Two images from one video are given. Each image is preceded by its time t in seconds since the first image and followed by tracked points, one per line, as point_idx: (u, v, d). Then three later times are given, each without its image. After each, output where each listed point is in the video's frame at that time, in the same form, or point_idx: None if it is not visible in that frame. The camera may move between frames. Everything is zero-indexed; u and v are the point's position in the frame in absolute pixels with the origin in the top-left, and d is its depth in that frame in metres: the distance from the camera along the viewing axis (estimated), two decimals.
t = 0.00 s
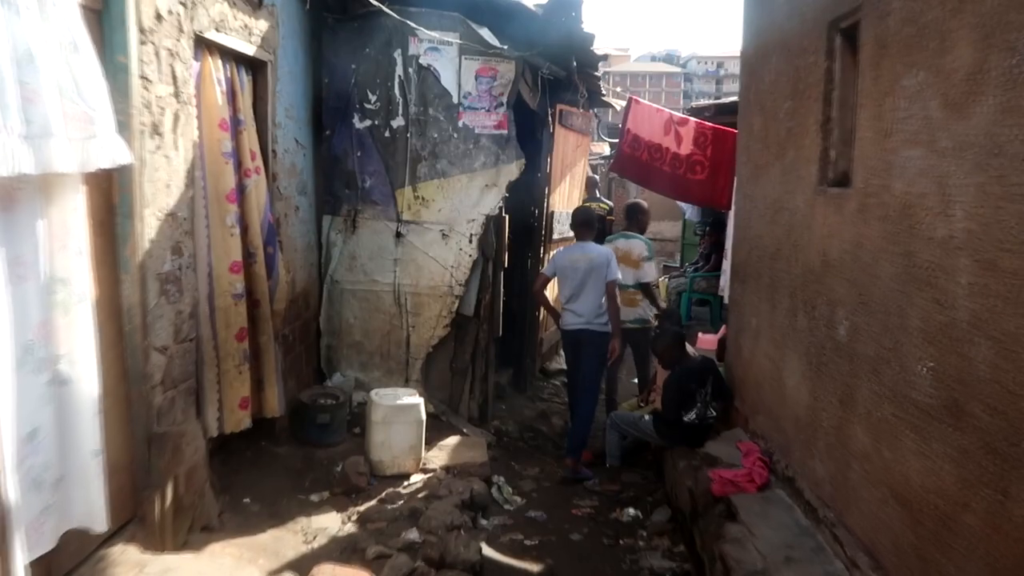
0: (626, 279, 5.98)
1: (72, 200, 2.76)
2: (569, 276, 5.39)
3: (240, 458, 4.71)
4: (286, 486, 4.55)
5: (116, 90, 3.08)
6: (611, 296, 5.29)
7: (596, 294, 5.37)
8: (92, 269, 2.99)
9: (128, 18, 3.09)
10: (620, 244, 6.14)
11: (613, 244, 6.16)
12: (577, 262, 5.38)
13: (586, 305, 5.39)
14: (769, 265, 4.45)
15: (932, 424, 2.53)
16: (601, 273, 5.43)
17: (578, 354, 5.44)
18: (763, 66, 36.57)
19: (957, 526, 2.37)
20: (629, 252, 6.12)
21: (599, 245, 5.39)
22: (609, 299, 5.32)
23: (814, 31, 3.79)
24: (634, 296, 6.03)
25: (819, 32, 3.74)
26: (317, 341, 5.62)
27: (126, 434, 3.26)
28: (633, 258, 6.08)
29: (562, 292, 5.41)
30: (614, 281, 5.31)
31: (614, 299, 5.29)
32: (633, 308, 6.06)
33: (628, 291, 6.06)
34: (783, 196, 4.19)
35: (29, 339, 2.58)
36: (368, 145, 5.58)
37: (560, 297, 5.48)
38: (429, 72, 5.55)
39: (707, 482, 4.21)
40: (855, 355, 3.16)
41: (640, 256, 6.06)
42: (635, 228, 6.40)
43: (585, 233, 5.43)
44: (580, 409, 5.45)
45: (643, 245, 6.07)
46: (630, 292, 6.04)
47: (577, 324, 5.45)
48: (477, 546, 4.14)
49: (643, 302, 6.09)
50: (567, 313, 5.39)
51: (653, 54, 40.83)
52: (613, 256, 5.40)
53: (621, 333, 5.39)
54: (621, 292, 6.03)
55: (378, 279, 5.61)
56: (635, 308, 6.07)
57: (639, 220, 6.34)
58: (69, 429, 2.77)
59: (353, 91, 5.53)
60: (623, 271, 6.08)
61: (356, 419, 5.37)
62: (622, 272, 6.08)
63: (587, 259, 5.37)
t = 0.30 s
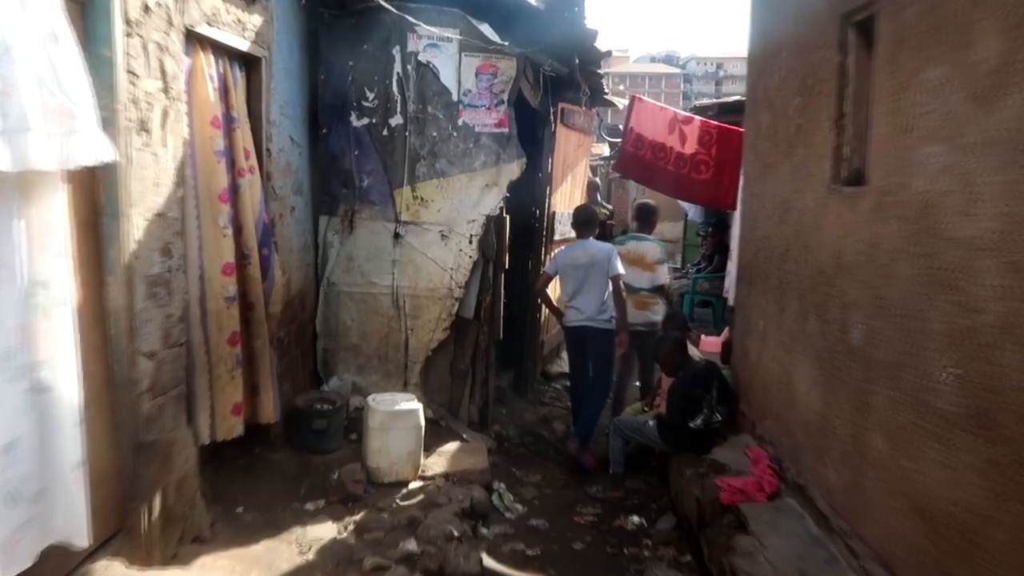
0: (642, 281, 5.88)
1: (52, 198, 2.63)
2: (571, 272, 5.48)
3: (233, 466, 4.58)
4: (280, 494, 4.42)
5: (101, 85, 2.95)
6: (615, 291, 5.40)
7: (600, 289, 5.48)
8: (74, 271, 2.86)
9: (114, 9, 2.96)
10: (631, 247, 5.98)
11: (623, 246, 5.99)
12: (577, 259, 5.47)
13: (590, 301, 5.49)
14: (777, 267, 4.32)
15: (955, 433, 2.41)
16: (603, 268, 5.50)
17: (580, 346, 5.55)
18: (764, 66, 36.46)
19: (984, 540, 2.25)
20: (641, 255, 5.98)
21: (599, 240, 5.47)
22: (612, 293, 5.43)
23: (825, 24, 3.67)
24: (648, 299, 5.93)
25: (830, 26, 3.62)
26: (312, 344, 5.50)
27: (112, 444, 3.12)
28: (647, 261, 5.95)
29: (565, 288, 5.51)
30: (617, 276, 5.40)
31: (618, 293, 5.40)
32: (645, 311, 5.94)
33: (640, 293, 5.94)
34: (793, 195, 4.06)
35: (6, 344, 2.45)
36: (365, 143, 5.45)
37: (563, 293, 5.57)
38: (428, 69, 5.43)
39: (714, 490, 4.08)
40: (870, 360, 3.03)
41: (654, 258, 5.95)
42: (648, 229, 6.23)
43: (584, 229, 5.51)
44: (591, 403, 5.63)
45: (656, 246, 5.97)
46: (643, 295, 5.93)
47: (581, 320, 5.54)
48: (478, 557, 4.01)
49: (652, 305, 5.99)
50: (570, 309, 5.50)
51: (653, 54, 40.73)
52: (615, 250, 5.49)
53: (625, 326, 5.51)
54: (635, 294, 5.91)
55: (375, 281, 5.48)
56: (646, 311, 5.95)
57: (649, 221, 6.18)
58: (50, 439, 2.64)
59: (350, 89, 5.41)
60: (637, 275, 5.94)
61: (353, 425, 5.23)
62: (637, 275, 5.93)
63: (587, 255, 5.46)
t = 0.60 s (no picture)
0: (655, 283, 5.75)
1: (32, 197, 2.49)
2: (573, 271, 5.45)
3: (227, 473, 4.44)
4: (275, 503, 4.28)
5: (85, 77, 2.82)
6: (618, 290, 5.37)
7: (603, 288, 5.44)
8: (57, 273, 2.73)
9: None
10: (645, 247, 5.83)
11: (637, 246, 5.86)
12: (580, 258, 5.45)
13: (594, 300, 5.46)
14: (787, 268, 4.20)
15: (987, 444, 2.28)
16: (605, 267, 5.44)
17: (586, 344, 5.54)
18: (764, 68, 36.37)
19: (1019, 558, 2.12)
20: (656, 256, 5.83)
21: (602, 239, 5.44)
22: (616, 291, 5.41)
23: (839, 17, 3.55)
24: (663, 300, 5.78)
25: (844, 18, 3.50)
26: (309, 347, 5.36)
27: (99, 453, 2.99)
28: (662, 262, 5.78)
29: (568, 288, 5.48)
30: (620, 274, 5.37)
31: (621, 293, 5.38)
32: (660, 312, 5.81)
33: (655, 294, 5.81)
34: (805, 194, 3.94)
35: None
36: (363, 142, 5.32)
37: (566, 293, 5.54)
38: (428, 66, 5.30)
39: (724, 498, 3.95)
40: (894, 366, 2.91)
41: (669, 260, 5.77)
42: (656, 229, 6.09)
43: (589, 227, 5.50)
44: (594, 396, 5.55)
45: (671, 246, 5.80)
46: (657, 296, 5.79)
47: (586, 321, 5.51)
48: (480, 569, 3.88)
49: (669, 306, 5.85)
50: (574, 309, 5.47)
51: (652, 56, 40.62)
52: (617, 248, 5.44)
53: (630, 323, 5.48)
54: (650, 296, 5.78)
55: (374, 283, 5.35)
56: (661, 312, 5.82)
57: (660, 220, 6.02)
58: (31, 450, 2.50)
59: (347, 86, 5.28)
60: (650, 276, 5.80)
61: (351, 430, 5.10)
62: (651, 276, 5.80)
63: (590, 254, 5.43)
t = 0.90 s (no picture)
0: (664, 281, 5.79)
1: (12, 196, 2.35)
2: (578, 272, 5.38)
3: (221, 480, 4.32)
4: (270, 511, 4.16)
5: (70, 71, 2.70)
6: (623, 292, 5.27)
7: (607, 289, 5.36)
8: (40, 276, 2.59)
9: None
10: (653, 246, 5.88)
11: (646, 246, 5.91)
12: (584, 259, 5.36)
13: (597, 301, 5.35)
14: (797, 270, 4.09)
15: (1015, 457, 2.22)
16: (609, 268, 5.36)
17: (588, 346, 5.40)
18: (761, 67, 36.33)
19: None
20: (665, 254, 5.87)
21: (606, 239, 5.38)
22: (620, 293, 5.31)
23: (851, 11, 3.45)
24: (671, 299, 5.81)
25: (856, 12, 3.40)
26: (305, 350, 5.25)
27: (86, 463, 2.87)
28: (671, 261, 5.82)
29: (572, 289, 5.41)
30: (625, 274, 5.29)
31: (625, 294, 5.27)
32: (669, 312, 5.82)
33: (664, 294, 5.83)
34: (815, 193, 3.84)
35: None
36: (359, 141, 5.21)
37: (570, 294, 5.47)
38: (426, 62, 5.19)
39: (733, 507, 3.83)
40: (911, 373, 2.84)
41: (678, 257, 5.80)
42: (662, 228, 5.99)
43: (594, 226, 5.43)
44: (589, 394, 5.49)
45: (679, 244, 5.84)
46: (667, 295, 5.81)
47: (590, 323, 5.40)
48: None
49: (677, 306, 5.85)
50: (578, 311, 5.39)
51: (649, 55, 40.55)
52: (621, 249, 5.37)
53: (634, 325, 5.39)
54: (658, 294, 5.81)
55: (371, 285, 5.24)
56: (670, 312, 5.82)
57: (667, 219, 5.93)
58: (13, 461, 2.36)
59: (343, 84, 5.16)
60: (660, 274, 5.84)
61: (348, 436, 4.98)
62: (661, 275, 5.83)
63: (594, 254, 5.36)
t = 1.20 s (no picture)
0: (671, 281, 5.72)
1: None
2: (582, 272, 5.30)
3: (214, 488, 4.22)
4: (264, 518, 4.07)
5: (55, 67, 2.60)
6: (625, 294, 5.14)
7: (610, 291, 5.26)
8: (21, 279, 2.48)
9: None
10: (660, 245, 5.78)
11: (652, 245, 5.81)
12: (589, 259, 5.29)
13: (599, 302, 5.26)
14: (804, 271, 4.01)
15: None
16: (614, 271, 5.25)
17: (591, 348, 5.32)
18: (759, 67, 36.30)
19: None
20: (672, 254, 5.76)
21: (614, 242, 5.28)
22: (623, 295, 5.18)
23: (862, 6, 3.37)
24: (676, 299, 5.77)
25: (867, 7, 3.32)
26: (301, 354, 5.15)
27: (72, 472, 2.76)
28: (678, 260, 5.72)
29: (576, 289, 5.34)
30: (627, 277, 5.14)
31: (628, 297, 5.12)
32: (675, 311, 5.81)
33: (670, 293, 5.79)
34: (823, 192, 3.76)
35: None
36: (356, 140, 5.11)
37: (575, 294, 5.39)
38: (423, 60, 5.10)
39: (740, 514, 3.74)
40: (925, 378, 2.77)
41: (684, 257, 5.71)
42: (668, 228, 5.90)
43: (602, 226, 5.34)
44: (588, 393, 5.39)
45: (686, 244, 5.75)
46: (672, 295, 5.77)
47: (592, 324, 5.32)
48: None
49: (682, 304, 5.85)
50: (581, 311, 5.32)
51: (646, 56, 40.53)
52: (628, 251, 5.25)
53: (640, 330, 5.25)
54: (664, 294, 5.76)
55: (369, 287, 5.14)
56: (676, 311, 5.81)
57: (673, 218, 5.83)
58: None
59: (339, 82, 5.06)
60: (667, 274, 5.75)
61: (345, 440, 4.88)
62: (667, 275, 5.74)
63: (600, 255, 5.27)
